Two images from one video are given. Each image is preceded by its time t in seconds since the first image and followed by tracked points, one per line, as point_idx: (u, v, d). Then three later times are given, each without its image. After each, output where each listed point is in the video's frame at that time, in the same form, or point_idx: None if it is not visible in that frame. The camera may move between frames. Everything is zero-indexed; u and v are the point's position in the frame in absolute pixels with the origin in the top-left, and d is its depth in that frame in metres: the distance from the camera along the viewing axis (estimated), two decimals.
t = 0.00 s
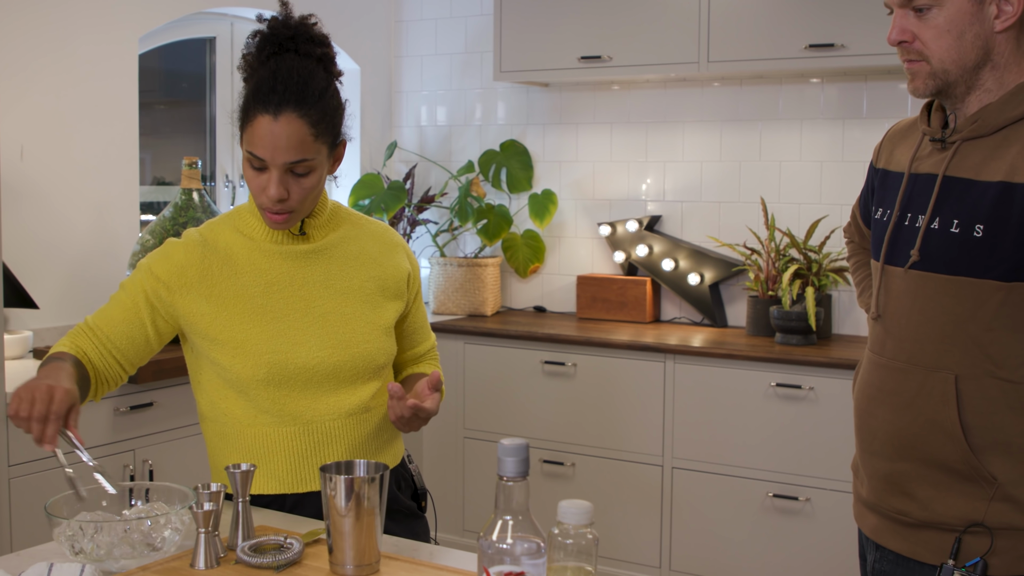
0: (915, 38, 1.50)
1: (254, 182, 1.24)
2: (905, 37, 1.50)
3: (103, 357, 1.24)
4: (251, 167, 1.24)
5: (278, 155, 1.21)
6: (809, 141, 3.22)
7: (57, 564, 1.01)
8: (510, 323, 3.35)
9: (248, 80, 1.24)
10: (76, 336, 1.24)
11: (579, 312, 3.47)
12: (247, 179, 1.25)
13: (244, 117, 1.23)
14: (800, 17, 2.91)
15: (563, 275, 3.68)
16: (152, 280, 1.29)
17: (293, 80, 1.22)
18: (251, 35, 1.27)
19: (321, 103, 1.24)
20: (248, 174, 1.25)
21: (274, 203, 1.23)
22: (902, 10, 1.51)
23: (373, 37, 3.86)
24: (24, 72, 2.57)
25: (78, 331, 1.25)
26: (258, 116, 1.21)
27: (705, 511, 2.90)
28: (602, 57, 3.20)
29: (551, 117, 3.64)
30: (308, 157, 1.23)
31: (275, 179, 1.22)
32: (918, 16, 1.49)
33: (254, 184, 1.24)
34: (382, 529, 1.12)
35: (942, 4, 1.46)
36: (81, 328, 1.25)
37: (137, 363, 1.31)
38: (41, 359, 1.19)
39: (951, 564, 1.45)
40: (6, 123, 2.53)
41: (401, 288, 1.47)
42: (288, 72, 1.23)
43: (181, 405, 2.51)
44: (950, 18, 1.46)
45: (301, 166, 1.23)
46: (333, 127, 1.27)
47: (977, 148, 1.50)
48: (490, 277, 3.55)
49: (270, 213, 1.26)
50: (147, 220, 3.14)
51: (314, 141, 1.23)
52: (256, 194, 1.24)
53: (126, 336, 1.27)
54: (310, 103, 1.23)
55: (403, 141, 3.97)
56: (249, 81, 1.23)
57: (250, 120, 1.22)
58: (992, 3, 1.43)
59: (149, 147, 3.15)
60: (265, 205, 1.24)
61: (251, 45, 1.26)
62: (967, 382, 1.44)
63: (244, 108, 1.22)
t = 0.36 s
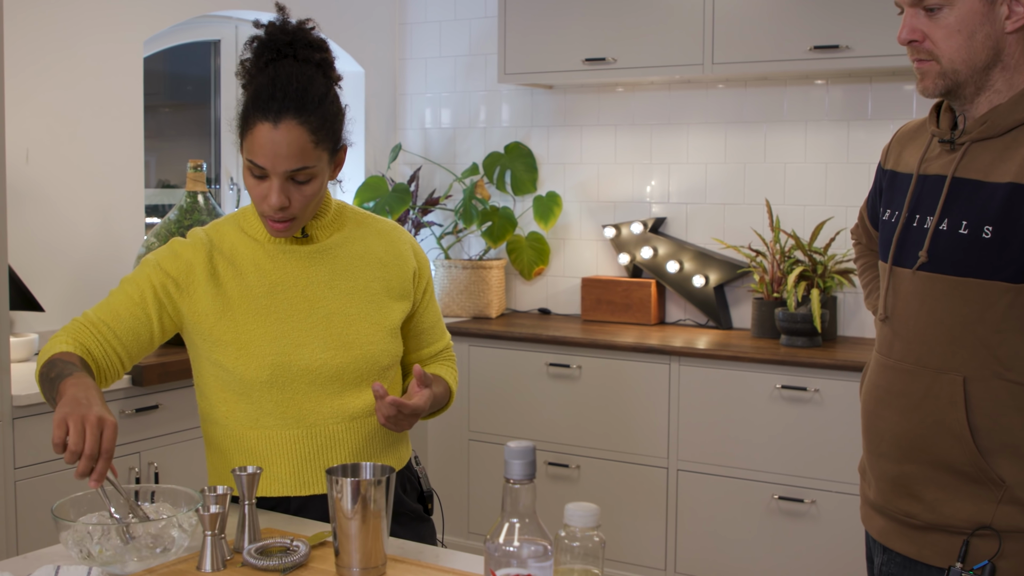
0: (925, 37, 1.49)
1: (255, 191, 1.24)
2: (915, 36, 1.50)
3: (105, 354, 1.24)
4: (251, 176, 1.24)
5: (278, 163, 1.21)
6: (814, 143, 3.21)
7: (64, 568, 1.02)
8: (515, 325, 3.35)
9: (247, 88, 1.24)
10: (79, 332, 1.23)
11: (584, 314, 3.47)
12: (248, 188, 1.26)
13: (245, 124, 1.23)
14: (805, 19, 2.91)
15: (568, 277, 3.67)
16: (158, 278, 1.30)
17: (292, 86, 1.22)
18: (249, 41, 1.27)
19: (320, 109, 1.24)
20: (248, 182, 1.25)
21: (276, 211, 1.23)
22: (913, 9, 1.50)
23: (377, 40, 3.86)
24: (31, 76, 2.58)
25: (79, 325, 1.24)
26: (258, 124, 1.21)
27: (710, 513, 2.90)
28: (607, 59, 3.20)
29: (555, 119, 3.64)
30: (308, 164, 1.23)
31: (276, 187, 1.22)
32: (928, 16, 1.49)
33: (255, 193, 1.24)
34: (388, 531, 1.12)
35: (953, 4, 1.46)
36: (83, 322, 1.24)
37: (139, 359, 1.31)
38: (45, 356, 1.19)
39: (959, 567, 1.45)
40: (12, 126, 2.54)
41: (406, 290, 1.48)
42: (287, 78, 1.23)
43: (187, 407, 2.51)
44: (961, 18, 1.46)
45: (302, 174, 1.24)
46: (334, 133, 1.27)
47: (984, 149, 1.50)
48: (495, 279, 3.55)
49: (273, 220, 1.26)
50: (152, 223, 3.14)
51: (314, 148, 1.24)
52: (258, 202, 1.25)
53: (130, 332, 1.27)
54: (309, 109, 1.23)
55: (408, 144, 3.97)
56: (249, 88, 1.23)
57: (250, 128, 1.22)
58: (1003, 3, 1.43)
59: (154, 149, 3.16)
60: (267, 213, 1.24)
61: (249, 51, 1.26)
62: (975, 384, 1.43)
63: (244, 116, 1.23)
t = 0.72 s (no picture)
0: (931, 40, 1.50)
1: (267, 196, 1.25)
2: (921, 39, 1.50)
3: (109, 352, 1.25)
4: (264, 181, 1.25)
5: (291, 170, 1.21)
6: (818, 145, 3.21)
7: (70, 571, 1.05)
8: (519, 327, 3.35)
9: (263, 92, 1.25)
10: (83, 329, 1.25)
11: (589, 316, 3.47)
12: (261, 192, 1.26)
13: (260, 129, 1.23)
14: (809, 21, 2.91)
15: (572, 279, 3.68)
16: (165, 279, 1.30)
17: (308, 93, 1.23)
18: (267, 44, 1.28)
19: (336, 117, 1.25)
20: (261, 186, 1.26)
21: (287, 217, 1.23)
22: (918, 12, 1.50)
23: (381, 43, 3.87)
24: (37, 80, 2.59)
25: (86, 323, 1.26)
26: (273, 130, 1.22)
27: (715, 516, 2.90)
28: (610, 62, 3.20)
29: (559, 121, 3.64)
30: (322, 172, 1.24)
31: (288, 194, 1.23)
32: (934, 19, 1.49)
33: (267, 198, 1.25)
34: (394, 534, 1.12)
35: (959, 7, 1.46)
36: (90, 320, 1.26)
37: (144, 360, 1.32)
38: (49, 351, 1.21)
39: (966, 569, 1.45)
40: (18, 130, 2.55)
41: (414, 295, 1.48)
42: (304, 85, 1.23)
43: (192, 410, 2.52)
44: (966, 21, 1.46)
45: (315, 182, 1.24)
46: (348, 141, 1.28)
47: (990, 152, 1.50)
48: (500, 281, 3.55)
49: (283, 225, 1.27)
50: (157, 226, 3.15)
51: (329, 156, 1.24)
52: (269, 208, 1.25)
53: (136, 332, 1.28)
54: (325, 117, 1.23)
55: (412, 146, 3.98)
56: (266, 93, 1.24)
57: (265, 133, 1.22)
58: (1009, 6, 1.43)
59: (158, 152, 3.16)
60: (278, 219, 1.25)
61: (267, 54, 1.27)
62: (982, 386, 1.43)
63: (259, 121, 1.23)
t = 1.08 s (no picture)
0: (934, 42, 1.50)
1: (275, 198, 1.25)
2: (924, 41, 1.50)
3: (114, 351, 1.25)
4: (271, 183, 1.25)
5: (300, 170, 1.22)
6: (820, 147, 3.21)
7: None
8: (522, 329, 3.35)
9: (269, 95, 1.25)
10: (88, 328, 1.24)
11: (591, 318, 3.48)
12: (268, 195, 1.26)
13: (266, 131, 1.24)
14: (811, 22, 2.91)
15: (575, 281, 3.68)
16: (171, 279, 1.30)
17: (314, 94, 1.23)
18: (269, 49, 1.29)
19: (343, 117, 1.25)
20: (268, 189, 1.26)
21: (296, 218, 1.23)
22: (921, 13, 1.50)
23: (384, 45, 3.87)
24: (40, 82, 2.60)
25: (91, 322, 1.25)
26: (280, 131, 1.22)
27: (718, 518, 2.90)
28: (613, 64, 3.21)
29: (562, 123, 3.65)
30: (329, 172, 1.24)
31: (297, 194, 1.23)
32: (937, 21, 1.49)
33: (275, 200, 1.25)
34: (396, 536, 1.12)
35: (962, 8, 1.46)
36: (95, 319, 1.25)
37: (148, 359, 1.32)
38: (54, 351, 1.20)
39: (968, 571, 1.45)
40: (21, 132, 2.55)
41: (419, 298, 1.48)
42: (309, 86, 1.24)
43: (195, 412, 2.52)
44: (970, 23, 1.46)
45: (322, 182, 1.24)
46: (355, 141, 1.28)
47: (992, 152, 1.50)
48: (502, 283, 3.55)
49: (292, 227, 1.27)
50: (160, 228, 3.16)
51: (336, 156, 1.24)
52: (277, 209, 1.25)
53: (141, 331, 1.28)
54: (331, 117, 1.24)
55: (414, 149, 3.99)
56: (271, 95, 1.24)
57: (271, 135, 1.23)
58: (1012, 8, 1.43)
59: (161, 155, 3.17)
60: (287, 220, 1.25)
61: (271, 58, 1.27)
62: (984, 388, 1.43)
63: (265, 123, 1.23)
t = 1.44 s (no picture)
0: (936, 41, 1.50)
1: (281, 199, 1.25)
2: (925, 39, 1.50)
3: (114, 344, 1.24)
4: (276, 184, 1.25)
5: (306, 169, 1.22)
6: (822, 147, 3.21)
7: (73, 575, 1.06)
8: (524, 329, 3.35)
9: (270, 96, 1.25)
10: (89, 322, 1.23)
11: (593, 318, 3.48)
12: (273, 196, 1.26)
13: (270, 131, 1.24)
14: (813, 22, 2.91)
15: (577, 282, 3.68)
16: (175, 275, 1.30)
17: (317, 92, 1.23)
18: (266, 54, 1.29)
19: (345, 114, 1.25)
20: (273, 191, 1.26)
21: (304, 219, 1.23)
22: (923, 12, 1.51)
23: (386, 45, 3.87)
24: (41, 83, 2.60)
25: (91, 315, 1.23)
26: (284, 131, 1.22)
27: (720, 518, 2.89)
28: (614, 64, 3.21)
29: (563, 123, 3.65)
30: (335, 169, 1.24)
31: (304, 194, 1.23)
32: (939, 20, 1.49)
33: (282, 201, 1.24)
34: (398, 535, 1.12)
35: (964, 7, 1.46)
36: (95, 312, 1.23)
37: (146, 353, 1.31)
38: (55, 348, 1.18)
39: (971, 569, 1.44)
40: (22, 133, 2.56)
41: (421, 299, 1.49)
42: (311, 84, 1.24)
43: (196, 412, 2.52)
44: (971, 21, 1.46)
45: (329, 181, 1.25)
46: (358, 138, 1.28)
47: (993, 151, 1.50)
48: (504, 284, 3.55)
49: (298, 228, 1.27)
50: (162, 229, 3.16)
51: (341, 153, 1.25)
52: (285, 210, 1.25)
53: (144, 326, 1.27)
54: (335, 114, 1.24)
55: (416, 149, 3.99)
56: (272, 95, 1.24)
57: (275, 136, 1.23)
58: (1014, 7, 1.43)
59: (163, 155, 3.17)
60: (294, 221, 1.25)
61: (269, 62, 1.28)
62: (986, 386, 1.43)
63: (268, 123, 1.23)
